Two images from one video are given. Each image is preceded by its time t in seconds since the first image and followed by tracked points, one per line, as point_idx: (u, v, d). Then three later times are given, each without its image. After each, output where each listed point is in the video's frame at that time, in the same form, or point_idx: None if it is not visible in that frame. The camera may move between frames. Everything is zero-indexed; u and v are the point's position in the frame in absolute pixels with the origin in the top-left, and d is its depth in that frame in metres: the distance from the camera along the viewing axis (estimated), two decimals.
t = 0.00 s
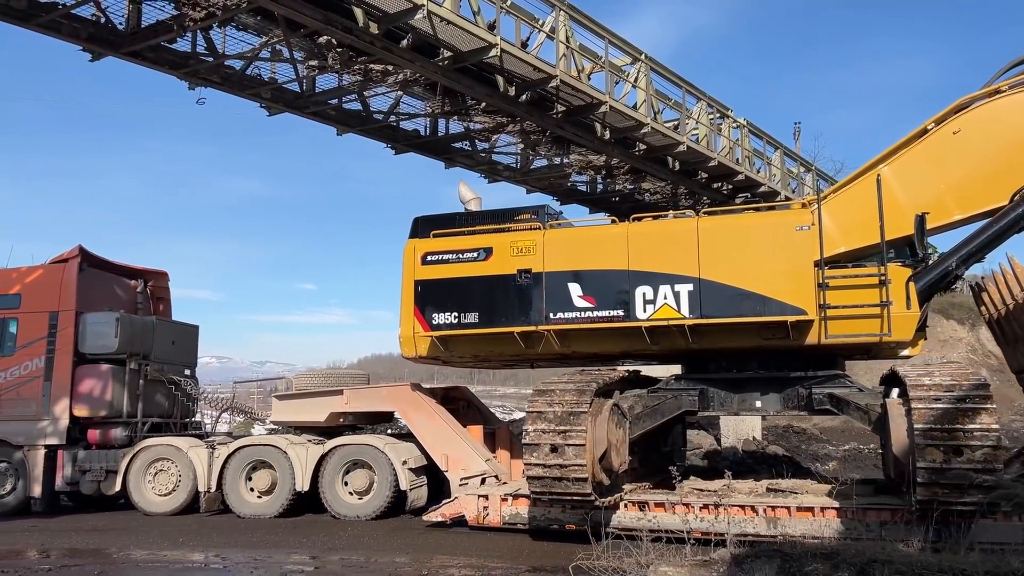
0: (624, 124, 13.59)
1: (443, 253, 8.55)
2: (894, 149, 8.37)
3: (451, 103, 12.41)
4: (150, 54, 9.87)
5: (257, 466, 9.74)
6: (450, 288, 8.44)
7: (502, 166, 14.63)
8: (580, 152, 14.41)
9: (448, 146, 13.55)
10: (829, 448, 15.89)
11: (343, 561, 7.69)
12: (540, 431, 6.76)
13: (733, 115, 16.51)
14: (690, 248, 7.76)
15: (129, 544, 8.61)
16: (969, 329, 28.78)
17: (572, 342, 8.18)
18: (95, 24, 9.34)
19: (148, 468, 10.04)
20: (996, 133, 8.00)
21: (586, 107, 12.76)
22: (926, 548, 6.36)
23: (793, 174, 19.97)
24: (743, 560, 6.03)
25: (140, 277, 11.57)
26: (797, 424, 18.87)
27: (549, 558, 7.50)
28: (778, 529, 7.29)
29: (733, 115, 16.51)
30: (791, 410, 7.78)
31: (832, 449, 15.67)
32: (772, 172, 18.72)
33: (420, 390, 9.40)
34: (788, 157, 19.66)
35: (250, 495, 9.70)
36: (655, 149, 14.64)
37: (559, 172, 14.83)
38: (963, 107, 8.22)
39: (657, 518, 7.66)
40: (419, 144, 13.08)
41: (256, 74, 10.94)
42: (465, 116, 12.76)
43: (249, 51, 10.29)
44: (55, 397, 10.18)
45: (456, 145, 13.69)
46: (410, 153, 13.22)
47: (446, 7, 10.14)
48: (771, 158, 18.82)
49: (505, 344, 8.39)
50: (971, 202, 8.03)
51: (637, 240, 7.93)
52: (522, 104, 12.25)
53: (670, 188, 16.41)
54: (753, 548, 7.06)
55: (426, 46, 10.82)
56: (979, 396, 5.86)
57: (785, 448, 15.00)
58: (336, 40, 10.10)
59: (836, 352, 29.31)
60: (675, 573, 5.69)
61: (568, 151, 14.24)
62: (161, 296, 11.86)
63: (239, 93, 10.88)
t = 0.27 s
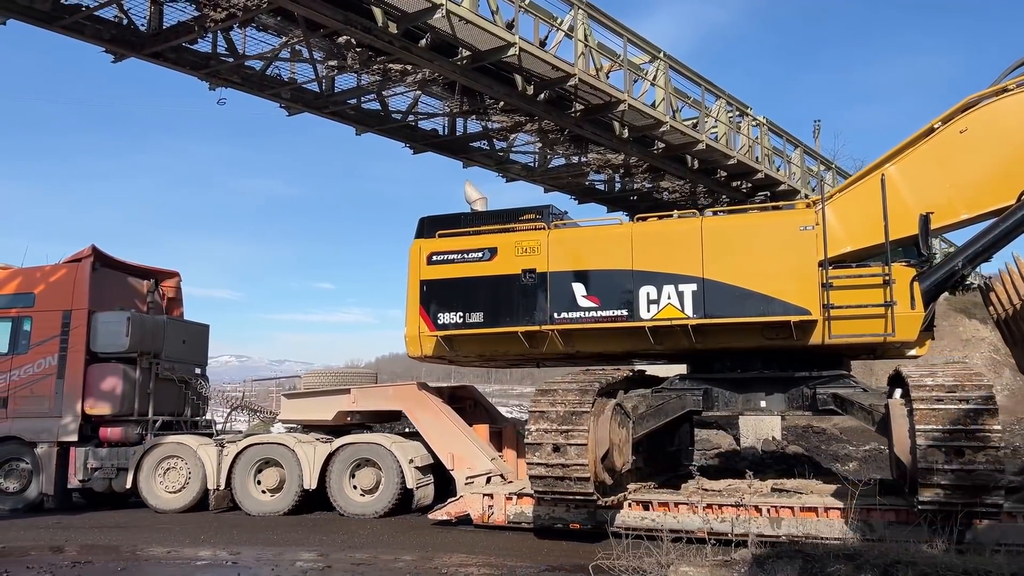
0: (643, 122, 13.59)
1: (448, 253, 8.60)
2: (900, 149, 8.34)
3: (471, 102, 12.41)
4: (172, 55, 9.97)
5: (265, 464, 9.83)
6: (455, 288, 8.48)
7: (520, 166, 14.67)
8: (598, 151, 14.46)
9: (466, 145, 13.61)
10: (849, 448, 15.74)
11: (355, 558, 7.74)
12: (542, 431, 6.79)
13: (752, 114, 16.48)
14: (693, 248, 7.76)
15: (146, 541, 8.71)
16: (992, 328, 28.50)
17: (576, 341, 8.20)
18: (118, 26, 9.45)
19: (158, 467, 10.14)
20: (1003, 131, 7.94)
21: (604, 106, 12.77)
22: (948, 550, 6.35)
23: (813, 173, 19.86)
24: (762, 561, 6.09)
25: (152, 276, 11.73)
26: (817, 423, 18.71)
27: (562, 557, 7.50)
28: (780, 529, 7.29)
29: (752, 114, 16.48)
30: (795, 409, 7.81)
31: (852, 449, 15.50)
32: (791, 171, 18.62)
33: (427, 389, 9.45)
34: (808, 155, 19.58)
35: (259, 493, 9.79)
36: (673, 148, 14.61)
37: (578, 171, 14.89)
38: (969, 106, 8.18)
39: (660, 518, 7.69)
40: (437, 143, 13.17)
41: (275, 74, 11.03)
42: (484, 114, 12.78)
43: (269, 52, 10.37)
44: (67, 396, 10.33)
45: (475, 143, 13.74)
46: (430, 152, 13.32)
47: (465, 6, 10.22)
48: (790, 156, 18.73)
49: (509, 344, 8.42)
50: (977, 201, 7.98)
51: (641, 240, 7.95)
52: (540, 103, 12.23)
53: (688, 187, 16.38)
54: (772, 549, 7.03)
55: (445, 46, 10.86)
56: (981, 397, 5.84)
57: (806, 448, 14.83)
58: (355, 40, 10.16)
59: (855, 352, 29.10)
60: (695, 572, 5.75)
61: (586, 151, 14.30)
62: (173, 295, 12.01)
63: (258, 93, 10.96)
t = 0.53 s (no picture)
0: (654, 122, 13.56)
1: (447, 254, 8.64)
2: (898, 150, 8.33)
3: (481, 102, 12.52)
4: (184, 56, 10.04)
5: (265, 464, 9.88)
6: (453, 288, 8.53)
7: (530, 165, 14.70)
8: (609, 151, 14.44)
9: (476, 146, 13.65)
10: (864, 449, 15.59)
11: (360, 556, 7.78)
12: (537, 430, 6.82)
13: (763, 113, 16.46)
14: (690, 249, 7.78)
15: (155, 539, 8.77)
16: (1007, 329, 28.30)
17: (573, 342, 8.23)
18: (131, 27, 9.51)
19: (160, 467, 10.21)
20: (1002, 132, 7.93)
21: (616, 106, 12.74)
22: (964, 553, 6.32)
23: (826, 172, 19.80)
24: (775, 563, 6.11)
25: (156, 278, 11.84)
26: (830, 424, 18.59)
27: (568, 558, 7.48)
28: (776, 530, 7.30)
29: (764, 113, 16.46)
30: (792, 410, 7.79)
31: (864, 451, 15.36)
32: (803, 170, 18.57)
33: (426, 389, 9.50)
34: (821, 155, 19.53)
35: (260, 492, 9.84)
36: (685, 148, 14.59)
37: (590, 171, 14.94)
38: (968, 107, 8.16)
39: (656, 518, 7.70)
40: (449, 143, 13.22)
41: (288, 75, 11.09)
42: (495, 115, 12.82)
43: (280, 53, 10.44)
44: (69, 396, 10.42)
45: (486, 144, 13.76)
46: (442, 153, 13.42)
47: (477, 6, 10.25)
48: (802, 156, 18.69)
49: (507, 344, 8.46)
50: (975, 202, 7.98)
51: (638, 241, 7.97)
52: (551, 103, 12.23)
53: (700, 187, 16.35)
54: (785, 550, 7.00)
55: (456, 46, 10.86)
56: (974, 398, 5.83)
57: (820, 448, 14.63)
58: (367, 41, 10.18)
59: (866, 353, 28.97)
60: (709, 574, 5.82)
61: (597, 151, 14.32)
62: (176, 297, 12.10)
63: (270, 94, 11.00)
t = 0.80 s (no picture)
0: (658, 124, 13.67)
1: (437, 256, 8.68)
2: (886, 153, 8.38)
3: (485, 103, 12.45)
4: (188, 58, 10.08)
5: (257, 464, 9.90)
6: (443, 290, 8.56)
7: (533, 167, 14.76)
8: (613, 152, 14.49)
9: (480, 147, 13.70)
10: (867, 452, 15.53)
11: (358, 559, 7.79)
12: (525, 432, 6.85)
13: (767, 115, 16.51)
14: (678, 252, 7.82)
15: (155, 540, 8.79)
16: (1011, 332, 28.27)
17: (563, 344, 8.26)
18: (135, 29, 9.54)
19: (153, 468, 10.25)
20: (989, 135, 7.96)
21: (620, 107, 12.81)
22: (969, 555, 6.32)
23: (829, 174, 19.83)
24: (779, 565, 6.11)
25: (147, 278, 11.91)
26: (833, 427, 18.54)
27: (568, 560, 7.47)
28: (763, 532, 7.33)
29: (767, 115, 16.50)
30: (780, 412, 7.83)
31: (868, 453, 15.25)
32: (807, 172, 18.59)
33: (417, 391, 9.54)
34: (824, 156, 19.58)
35: (251, 493, 9.87)
36: (689, 149, 14.67)
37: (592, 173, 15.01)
38: (956, 110, 8.20)
39: (644, 519, 7.72)
40: (452, 145, 13.32)
41: (292, 76, 11.16)
42: (498, 116, 12.85)
43: (284, 54, 10.49)
44: (60, 397, 10.45)
45: (488, 145, 13.81)
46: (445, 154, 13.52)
47: (479, 8, 10.34)
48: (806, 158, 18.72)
49: (496, 345, 8.49)
50: (962, 205, 8.02)
51: (627, 243, 8.00)
52: (555, 104, 12.27)
53: (703, 188, 16.38)
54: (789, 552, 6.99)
55: (459, 47, 10.95)
56: (957, 400, 5.88)
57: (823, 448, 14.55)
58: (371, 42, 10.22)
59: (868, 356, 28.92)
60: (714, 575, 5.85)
61: (600, 152, 14.36)
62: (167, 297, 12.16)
63: (274, 95, 11.03)
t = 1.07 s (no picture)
0: (655, 126, 13.68)
1: (421, 258, 8.72)
2: (865, 158, 8.46)
3: (482, 105, 12.56)
4: (185, 59, 10.12)
5: (241, 466, 9.93)
6: (426, 292, 8.61)
7: (530, 169, 14.89)
8: (609, 155, 14.58)
9: (478, 149, 13.72)
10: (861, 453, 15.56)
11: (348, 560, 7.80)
12: (504, 433, 6.90)
13: (763, 117, 16.60)
14: (659, 254, 7.88)
15: (147, 542, 8.81)
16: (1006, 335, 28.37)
17: (545, 346, 8.31)
18: (132, 30, 9.57)
19: (137, 470, 10.29)
20: (967, 140, 8.07)
21: (617, 109, 12.87)
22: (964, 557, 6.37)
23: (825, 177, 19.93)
24: (775, 567, 6.19)
25: (132, 279, 11.95)
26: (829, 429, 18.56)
27: (550, 560, 7.52)
28: (742, 532, 7.40)
29: (764, 117, 16.59)
30: (759, 413, 7.90)
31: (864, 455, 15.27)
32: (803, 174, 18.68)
33: (402, 393, 9.58)
34: (820, 159, 19.69)
35: (235, 494, 9.90)
36: (686, 151, 14.71)
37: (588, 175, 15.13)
38: (934, 115, 8.29)
39: (625, 520, 7.78)
40: (449, 146, 13.41)
41: (289, 77, 11.23)
42: (495, 118, 12.93)
43: (280, 55, 10.56)
44: (44, 399, 10.46)
45: (486, 147, 13.84)
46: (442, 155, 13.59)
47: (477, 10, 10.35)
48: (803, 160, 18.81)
49: (479, 347, 8.53)
50: (941, 209, 8.11)
51: (608, 246, 8.07)
52: (551, 105, 12.32)
53: (699, 191, 16.47)
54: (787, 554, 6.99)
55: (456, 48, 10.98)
56: (930, 401, 5.95)
57: (817, 450, 14.57)
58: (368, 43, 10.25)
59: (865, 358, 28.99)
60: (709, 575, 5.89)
61: (597, 154, 14.42)
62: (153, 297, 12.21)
63: (271, 96, 11.11)
